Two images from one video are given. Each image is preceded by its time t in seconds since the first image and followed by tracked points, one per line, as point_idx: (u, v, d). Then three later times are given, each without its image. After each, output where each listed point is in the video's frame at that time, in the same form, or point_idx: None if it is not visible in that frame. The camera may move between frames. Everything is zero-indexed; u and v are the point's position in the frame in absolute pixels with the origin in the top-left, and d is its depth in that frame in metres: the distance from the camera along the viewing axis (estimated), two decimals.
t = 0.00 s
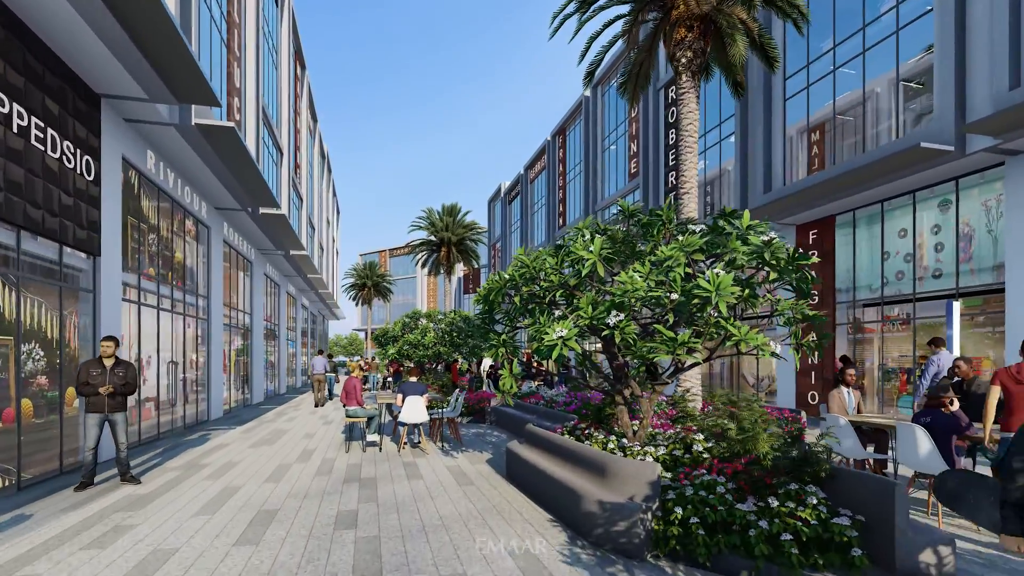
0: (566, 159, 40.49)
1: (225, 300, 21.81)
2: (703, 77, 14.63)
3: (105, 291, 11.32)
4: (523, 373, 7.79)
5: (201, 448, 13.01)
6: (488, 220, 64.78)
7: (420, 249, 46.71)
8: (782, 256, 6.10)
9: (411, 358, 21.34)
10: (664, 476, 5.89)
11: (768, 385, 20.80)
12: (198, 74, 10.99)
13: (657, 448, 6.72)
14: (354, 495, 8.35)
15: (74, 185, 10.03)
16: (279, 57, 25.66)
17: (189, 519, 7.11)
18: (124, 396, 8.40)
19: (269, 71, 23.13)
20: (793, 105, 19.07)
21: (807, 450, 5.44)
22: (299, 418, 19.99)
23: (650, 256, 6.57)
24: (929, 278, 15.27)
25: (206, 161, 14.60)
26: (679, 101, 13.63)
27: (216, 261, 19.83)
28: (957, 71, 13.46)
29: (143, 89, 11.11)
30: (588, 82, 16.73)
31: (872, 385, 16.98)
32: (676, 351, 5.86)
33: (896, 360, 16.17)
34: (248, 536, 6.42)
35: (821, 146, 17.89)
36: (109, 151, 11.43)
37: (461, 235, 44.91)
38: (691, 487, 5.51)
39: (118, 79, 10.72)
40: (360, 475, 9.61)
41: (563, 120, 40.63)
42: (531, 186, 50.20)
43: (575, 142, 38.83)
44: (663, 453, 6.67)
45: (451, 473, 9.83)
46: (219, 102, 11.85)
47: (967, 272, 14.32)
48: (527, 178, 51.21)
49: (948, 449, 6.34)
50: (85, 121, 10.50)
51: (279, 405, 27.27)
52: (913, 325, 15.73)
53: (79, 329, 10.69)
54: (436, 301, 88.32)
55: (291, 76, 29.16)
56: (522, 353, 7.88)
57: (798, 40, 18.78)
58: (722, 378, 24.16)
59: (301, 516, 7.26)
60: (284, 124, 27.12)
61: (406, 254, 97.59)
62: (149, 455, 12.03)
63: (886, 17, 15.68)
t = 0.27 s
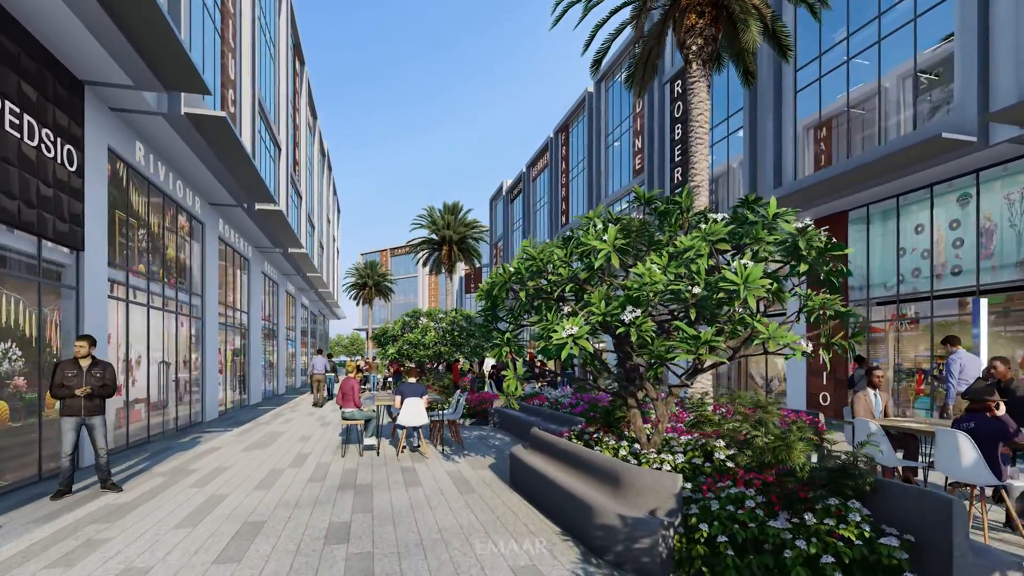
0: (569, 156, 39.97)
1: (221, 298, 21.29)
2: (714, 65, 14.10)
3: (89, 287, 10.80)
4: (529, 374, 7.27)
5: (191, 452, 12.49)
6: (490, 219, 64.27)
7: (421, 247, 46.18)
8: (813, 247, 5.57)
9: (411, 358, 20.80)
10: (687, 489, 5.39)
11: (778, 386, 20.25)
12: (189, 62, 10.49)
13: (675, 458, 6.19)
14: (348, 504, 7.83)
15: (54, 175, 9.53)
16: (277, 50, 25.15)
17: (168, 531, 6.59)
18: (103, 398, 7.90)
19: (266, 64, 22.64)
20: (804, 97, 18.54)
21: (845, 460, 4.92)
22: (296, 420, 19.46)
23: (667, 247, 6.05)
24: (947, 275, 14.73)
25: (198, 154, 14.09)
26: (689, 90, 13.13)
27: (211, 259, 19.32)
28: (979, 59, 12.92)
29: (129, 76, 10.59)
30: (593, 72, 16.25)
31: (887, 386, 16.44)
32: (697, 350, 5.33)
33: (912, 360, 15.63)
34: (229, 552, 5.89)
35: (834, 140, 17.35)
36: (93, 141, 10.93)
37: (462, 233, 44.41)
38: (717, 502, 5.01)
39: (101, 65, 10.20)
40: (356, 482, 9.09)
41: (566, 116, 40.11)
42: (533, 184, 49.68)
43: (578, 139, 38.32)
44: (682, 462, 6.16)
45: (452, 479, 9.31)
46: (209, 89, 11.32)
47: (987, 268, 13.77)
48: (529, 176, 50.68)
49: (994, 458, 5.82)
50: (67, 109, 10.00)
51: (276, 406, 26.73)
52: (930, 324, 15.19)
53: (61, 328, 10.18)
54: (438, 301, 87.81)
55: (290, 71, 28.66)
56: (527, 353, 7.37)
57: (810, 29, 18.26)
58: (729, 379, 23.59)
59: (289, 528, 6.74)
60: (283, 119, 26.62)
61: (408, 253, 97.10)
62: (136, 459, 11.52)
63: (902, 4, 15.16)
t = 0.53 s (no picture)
0: (572, 152, 39.43)
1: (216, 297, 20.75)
2: (726, 52, 13.58)
3: (71, 284, 10.28)
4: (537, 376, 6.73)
5: (180, 456, 11.94)
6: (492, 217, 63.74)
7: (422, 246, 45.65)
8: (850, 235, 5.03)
9: (411, 358, 20.25)
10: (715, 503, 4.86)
11: (789, 387, 19.68)
12: (176, 47, 9.96)
13: (696, 468, 5.66)
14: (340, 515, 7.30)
15: (31, 164, 9.01)
16: (275, 43, 24.64)
17: (142, 547, 6.06)
18: (79, 400, 7.39)
19: (264, 57, 22.14)
20: (817, 86, 18.01)
21: (891, 473, 4.42)
22: (292, 421, 18.92)
23: (688, 236, 5.52)
24: (967, 272, 14.18)
25: (190, 147, 13.57)
26: (700, 78, 12.65)
27: (205, 256, 18.80)
28: (1004, 46, 12.39)
29: (114, 63, 10.06)
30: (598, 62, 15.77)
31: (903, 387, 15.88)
32: (724, 349, 4.81)
33: (929, 359, 15.08)
34: (206, 570, 5.34)
35: (848, 132, 16.79)
36: (76, 130, 10.42)
37: (464, 231, 43.87)
38: (749, 520, 4.52)
39: (84, 51, 9.67)
40: (350, 490, 8.55)
41: (569, 113, 39.58)
42: (536, 182, 49.12)
43: (581, 136, 37.78)
44: (704, 472, 5.65)
45: (453, 486, 8.78)
46: (199, 77, 10.79)
47: (1010, 265, 13.20)
48: (531, 174, 50.16)
49: None
50: (47, 96, 9.48)
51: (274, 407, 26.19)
52: (948, 322, 14.66)
53: (40, 326, 9.63)
54: (440, 299, 87.28)
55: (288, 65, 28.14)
56: (534, 353, 6.85)
57: (822, 18, 17.73)
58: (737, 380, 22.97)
59: (275, 543, 6.20)
60: (281, 114, 26.13)
61: (409, 252, 96.61)
62: (121, 463, 11.00)
63: None
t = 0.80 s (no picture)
0: (575, 150, 38.88)
1: (211, 295, 20.23)
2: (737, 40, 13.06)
3: (52, 280, 9.75)
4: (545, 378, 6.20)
5: (169, 461, 11.42)
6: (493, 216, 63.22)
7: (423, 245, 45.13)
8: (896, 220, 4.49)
9: (411, 358, 19.68)
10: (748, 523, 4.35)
11: (799, 388, 19.14)
12: (163, 31, 9.43)
13: (722, 480, 5.14)
14: (332, 526, 6.79)
15: (6, 152, 8.49)
16: (272, 36, 24.15)
17: (112, 565, 5.52)
18: (49, 404, 6.86)
19: (260, 50, 21.62)
20: (829, 77, 17.49)
21: (951, 489, 3.90)
22: (288, 422, 18.40)
23: (713, 224, 4.99)
24: (988, 269, 13.65)
25: (181, 138, 13.05)
26: (711, 66, 12.14)
27: (199, 253, 18.27)
28: None
29: (96, 47, 9.53)
30: (603, 52, 15.20)
31: (920, 388, 15.31)
32: (757, 347, 4.27)
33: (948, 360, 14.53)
34: None
35: (863, 125, 16.26)
36: (56, 118, 9.89)
37: (466, 230, 43.31)
38: (789, 541, 4.00)
39: (64, 33, 9.13)
40: (344, 499, 8.03)
41: (572, 110, 39.05)
42: (538, 179, 48.59)
43: (585, 133, 37.24)
44: (731, 484, 5.12)
45: (453, 495, 8.23)
46: (187, 62, 10.25)
47: None
48: (533, 172, 49.64)
49: None
50: (25, 81, 8.96)
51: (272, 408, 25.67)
52: (967, 321, 14.11)
53: (17, 323, 9.11)
54: (441, 299, 86.77)
55: (286, 59, 27.63)
56: (541, 352, 6.34)
57: (835, 8, 17.20)
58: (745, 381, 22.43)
59: (259, 560, 5.68)
60: (279, 109, 25.61)
61: (410, 251, 96.12)
62: (106, 469, 10.47)
63: None
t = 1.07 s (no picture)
0: (579, 147, 38.34)
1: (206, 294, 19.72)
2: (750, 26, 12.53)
3: (30, 276, 9.24)
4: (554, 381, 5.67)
5: (156, 465, 10.90)
6: (495, 214, 62.70)
7: (424, 243, 44.60)
8: (956, 200, 3.94)
9: (411, 359, 19.14)
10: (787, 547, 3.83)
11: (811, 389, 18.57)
12: (146, 12, 8.90)
13: (753, 496, 4.61)
14: (321, 540, 6.27)
15: None
16: (269, 28, 23.63)
17: None
18: (12, 408, 6.36)
19: (256, 43, 21.11)
20: (843, 67, 16.95)
21: None
22: (284, 424, 17.88)
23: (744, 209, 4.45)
24: (1011, 265, 13.10)
25: (170, 129, 12.52)
26: (724, 53, 11.61)
27: (193, 250, 17.76)
28: None
29: (76, 29, 9.00)
30: (609, 43, 14.65)
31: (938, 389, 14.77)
32: (796, 345, 3.72)
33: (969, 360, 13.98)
34: None
35: (878, 116, 15.71)
36: (35, 105, 9.38)
37: (467, 228, 42.77)
38: (838, 571, 3.49)
39: (41, 15, 8.61)
40: (337, 509, 7.51)
41: (575, 106, 38.51)
42: (540, 177, 48.04)
43: (588, 129, 36.69)
44: (763, 499, 4.59)
45: (452, 504, 7.71)
46: (173, 47, 9.73)
47: None
48: (536, 170, 49.10)
49: None
50: None
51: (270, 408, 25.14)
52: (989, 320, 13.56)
53: None
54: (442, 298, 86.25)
55: (284, 53, 27.11)
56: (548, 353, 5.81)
57: None
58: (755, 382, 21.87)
59: None
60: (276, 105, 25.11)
61: (412, 250, 95.61)
62: (88, 475, 9.96)
63: None
